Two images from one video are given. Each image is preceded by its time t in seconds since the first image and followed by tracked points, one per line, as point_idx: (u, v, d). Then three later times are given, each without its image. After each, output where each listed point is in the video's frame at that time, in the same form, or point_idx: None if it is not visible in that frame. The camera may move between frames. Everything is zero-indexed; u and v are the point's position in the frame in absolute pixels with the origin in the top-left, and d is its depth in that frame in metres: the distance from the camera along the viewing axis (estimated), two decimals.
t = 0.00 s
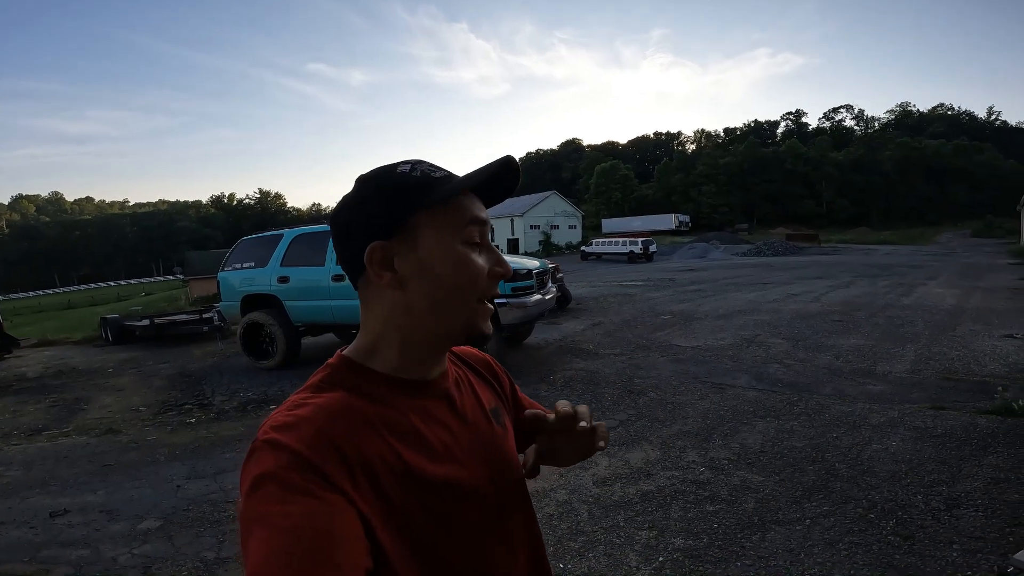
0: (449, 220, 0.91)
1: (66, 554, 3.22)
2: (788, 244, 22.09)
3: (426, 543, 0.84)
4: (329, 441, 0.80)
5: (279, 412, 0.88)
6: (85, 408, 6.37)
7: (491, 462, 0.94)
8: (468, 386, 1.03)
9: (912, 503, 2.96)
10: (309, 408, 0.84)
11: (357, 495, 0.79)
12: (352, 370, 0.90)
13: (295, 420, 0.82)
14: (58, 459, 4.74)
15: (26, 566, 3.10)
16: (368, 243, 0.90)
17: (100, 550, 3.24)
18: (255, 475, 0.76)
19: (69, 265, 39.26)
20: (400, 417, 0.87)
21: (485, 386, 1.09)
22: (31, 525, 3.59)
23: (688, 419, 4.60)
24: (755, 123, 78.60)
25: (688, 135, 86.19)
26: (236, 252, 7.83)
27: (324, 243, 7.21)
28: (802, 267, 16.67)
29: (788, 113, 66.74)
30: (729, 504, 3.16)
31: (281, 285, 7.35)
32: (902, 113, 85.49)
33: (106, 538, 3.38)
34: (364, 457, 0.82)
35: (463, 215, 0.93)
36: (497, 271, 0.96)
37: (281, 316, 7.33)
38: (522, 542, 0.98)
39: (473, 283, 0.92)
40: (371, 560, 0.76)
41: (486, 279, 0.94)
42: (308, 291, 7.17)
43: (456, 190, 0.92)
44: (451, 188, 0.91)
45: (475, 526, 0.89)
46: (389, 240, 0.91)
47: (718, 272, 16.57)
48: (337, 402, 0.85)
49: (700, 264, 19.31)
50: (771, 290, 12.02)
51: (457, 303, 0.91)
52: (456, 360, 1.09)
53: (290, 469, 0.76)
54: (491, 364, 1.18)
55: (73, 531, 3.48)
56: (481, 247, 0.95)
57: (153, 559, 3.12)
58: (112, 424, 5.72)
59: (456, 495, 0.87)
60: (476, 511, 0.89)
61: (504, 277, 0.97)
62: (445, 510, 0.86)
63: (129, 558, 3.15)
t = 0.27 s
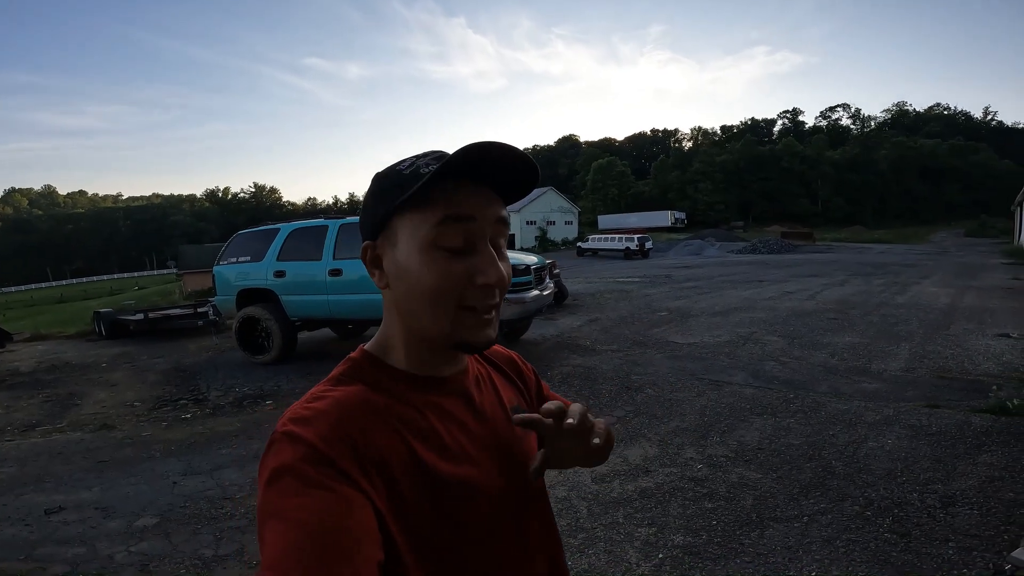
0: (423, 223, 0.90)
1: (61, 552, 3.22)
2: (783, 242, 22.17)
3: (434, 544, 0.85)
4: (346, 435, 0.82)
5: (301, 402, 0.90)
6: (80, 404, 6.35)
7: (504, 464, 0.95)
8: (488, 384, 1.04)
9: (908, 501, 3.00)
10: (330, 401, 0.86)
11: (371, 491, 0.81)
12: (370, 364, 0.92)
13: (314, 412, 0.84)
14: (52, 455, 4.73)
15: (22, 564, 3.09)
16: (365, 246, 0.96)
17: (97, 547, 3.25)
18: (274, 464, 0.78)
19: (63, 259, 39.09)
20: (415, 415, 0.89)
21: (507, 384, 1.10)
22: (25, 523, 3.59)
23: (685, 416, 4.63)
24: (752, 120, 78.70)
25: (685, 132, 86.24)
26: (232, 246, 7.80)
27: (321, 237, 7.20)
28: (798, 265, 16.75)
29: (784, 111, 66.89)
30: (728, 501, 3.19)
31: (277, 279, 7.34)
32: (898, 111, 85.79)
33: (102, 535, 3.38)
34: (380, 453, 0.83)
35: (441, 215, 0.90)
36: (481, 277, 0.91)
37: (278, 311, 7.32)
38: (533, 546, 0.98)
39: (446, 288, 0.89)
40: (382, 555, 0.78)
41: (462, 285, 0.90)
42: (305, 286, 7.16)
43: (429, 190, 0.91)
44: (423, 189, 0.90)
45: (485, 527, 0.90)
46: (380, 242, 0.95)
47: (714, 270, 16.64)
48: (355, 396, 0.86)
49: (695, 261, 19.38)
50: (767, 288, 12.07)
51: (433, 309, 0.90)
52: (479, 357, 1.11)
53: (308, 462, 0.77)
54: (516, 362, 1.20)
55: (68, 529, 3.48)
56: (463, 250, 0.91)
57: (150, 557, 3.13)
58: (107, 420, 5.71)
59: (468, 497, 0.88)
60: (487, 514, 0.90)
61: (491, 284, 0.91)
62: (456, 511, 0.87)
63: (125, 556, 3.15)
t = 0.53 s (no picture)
0: (409, 211, 0.94)
1: (56, 550, 3.21)
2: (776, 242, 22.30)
3: (445, 533, 0.85)
4: (361, 422, 0.83)
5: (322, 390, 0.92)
6: (72, 400, 6.33)
7: (518, 455, 0.95)
8: (509, 378, 1.05)
9: (903, 498, 3.05)
10: (347, 388, 0.88)
11: (385, 477, 0.82)
12: (388, 353, 0.94)
13: (331, 399, 0.86)
14: (45, 452, 4.71)
15: (16, 562, 3.08)
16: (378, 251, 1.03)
17: (92, 545, 3.25)
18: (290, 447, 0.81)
19: (55, 254, 38.95)
20: (432, 406, 0.90)
21: (530, 379, 1.11)
22: (19, 521, 3.58)
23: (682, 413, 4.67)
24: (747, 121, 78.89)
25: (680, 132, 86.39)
26: (227, 242, 7.77)
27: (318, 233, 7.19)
28: (791, 265, 16.85)
29: (779, 112, 67.21)
30: (726, 498, 3.23)
31: (273, 275, 7.32)
32: (891, 113, 86.07)
33: (96, 533, 3.38)
34: (395, 440, 0.84)
35: (423, 200, 0.93)
36: (468, 253, 0.90)
37: (273, 307, 7.30)
38: (552, 542, 0.97)
39: (434, 270, 0.90)
40: (393, 542, 0.79)
41: (450, 263, 0.89)
42: (301, 282, 7.15)
43: (409, 179, 0.94)
44: (404, 177, 0.94)
45: (502, 520, 0.89)
46: (385, 242, 1.00)
47: (708, 269, 16.72)
48: (374, 385, 0.88)
49: (690, 260, 19.45)
50: (762, 287, 12.14)
51: (429, 293, 0.91)
52: (502, 352, 1.13)
53: (322, 448, 0.79)
54: (543, 359, 1.23)
55: (62, 527, 3.47)
56: (448, 229, 0.92)
57: (146, 555, 3.13)
58: (100, 416, 5.69)
59: (481, 487, 0.88)
60: (502, 504, 0.90)
61: (480, 257, 0.89)
62: (469, 501, 0.87)
63: (121, 554, 3.15)
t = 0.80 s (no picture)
0: (413, 212, 0.94)
1: (50, 551, 3.20)
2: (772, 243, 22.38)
3: (444, 532, 0.86)
4: (363, 418, 0.84)
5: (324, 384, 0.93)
6: (67, 400, 6.30)
7: (519, 455, 0.95)
8: (513, 378, 1.06)
9: (901, 499, 3.07)
10: (350, 384, 0.88)
11: (385, 475, 0.82)
12: (392, 352, 0.94)
13: (333, 394, 0.86)
14: (39, 452, 4.69)
15: (10, 563, 3.07)
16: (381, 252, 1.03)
17: (87, 546, 3.23)
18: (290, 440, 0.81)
19: (49, 253, 38.75)
20: (434, 405, 0.91)
21: (534, 381, 1.12)
22: (12, 521, 3.56)
23: (679, 414, 4.69)
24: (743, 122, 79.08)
25: (677, 133, 86.53)
26: (224, 241, 7.75)
27: (315, 233, 7.17)
28: (787, 267, 16.92)
29: (775, 114, 67.44)
30: (725, 499, 3.24)
31: (270, 274, 7.30)
32: (887, 115, 86.37)
33: (92, 534, 3.37)
34: (396, 438, 0.85)
35: (428, 201, 0.93)
36: (476, 254, 0.90)
37: (270, 306, 7.29)
38: (550, 543, 0.98)
39: (440, 271, 0.90)
40: (391, 538, 0.80)
41: (457, 265, 0.89)
42: (298, 281, 7.14)
43: (413, 181, 0.94)
44: (408, 179, 0.94)
45: (498, 521, 0.90)
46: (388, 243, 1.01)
47: (705, 271, 16.77)
48: (377, 381, 0.89)
49: (687, 262, 19.49)
50: (758, 289, 12.19)
51: (434, 294, 0.91)
52: (506, 352, 1.14)
53: (324, 443, 0.79)
54: (547, 362, 1.23)
55: (57, 527, 3.45)
56: (454, 231, 0.92)
57: (141, 556, 3.12)
58: (95, 416, 5.67)
59: (481, 488, 0.88)
60: (501, 504, 0.91)
61: (488, 258, 0.89)
62: (469, 501, 0.87)
63: (116, 555, 3.14)
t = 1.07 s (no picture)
0: (405, 216, 0.94)
1: (47, 552, 3.19)
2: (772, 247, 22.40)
3: (439, 534, 0.87)
4: (358, 421, 0.84)
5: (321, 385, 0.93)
6: (65, 401, 6.29)
7: (513, 459, 0.95)
8: (510, 382, 1.06)
9: (900, 501, 3.07)
10: (346, 386, 0.88)
11: (380, 476, 0.83)
12: (388, 353, 0.95)
13: (329, 396, 0.86)
14: (37, 453, 4.68)
15: (7, 564, 3.06)
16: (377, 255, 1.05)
17: (84, 547, 3.23)
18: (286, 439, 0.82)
19: (48, 254, 38.71)
20: (428, 407, 0.91)
21: (529, 384, 1.12)
22: (9, 522, 3.55)
23: (678, 417, 4.69)
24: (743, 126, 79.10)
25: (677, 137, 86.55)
26: (223, 242, 7.76)
27: (315, 235, 7.18)
28: (787, 270, 16.93)
29: (775, 118, 67.54)
30: (724, 502, 3.24)
31: (270, 276, 7.31)
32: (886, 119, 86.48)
33: (89, 534, 3.36)
34: (391, 441, 0.85)
35: (420, 205, 0.93)
36: (465, 259, 0.90)
37: (270, 308, 7.29)
38: (545, 544, 0.99)
39: (430, 275, 0.90)
40: (386, 540, 0.81)
41: (446, 269, 0.90)
42: (297, 283, 7.14)
43: (407, 184, 0.95)
44: (401, 182, 0.94)
45: (492, 525, 0.90)
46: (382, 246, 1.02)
47: (704, 274, 16.78)
48: (372, 384, 0.89)
49: (686, 265, 19.48)
50: (757, 292, 12.20)
51: (424, 299, 0.92)
52: (502, 355, 1.14)
53: (319, 445, 0.80)
54: (544, 365, 1.23)
55: (54, 528, 3.44)
56: (445, 235, 0.92)
57: (139, 557, 3.11)
58: (94, 417, 5.66)
59: (476, 492, 0.89)
60: (495, 507, 0.91)
61: (477, 264, 0.89)
62: (463, 505, 0.88)
63: (114, 556, 3.13)
